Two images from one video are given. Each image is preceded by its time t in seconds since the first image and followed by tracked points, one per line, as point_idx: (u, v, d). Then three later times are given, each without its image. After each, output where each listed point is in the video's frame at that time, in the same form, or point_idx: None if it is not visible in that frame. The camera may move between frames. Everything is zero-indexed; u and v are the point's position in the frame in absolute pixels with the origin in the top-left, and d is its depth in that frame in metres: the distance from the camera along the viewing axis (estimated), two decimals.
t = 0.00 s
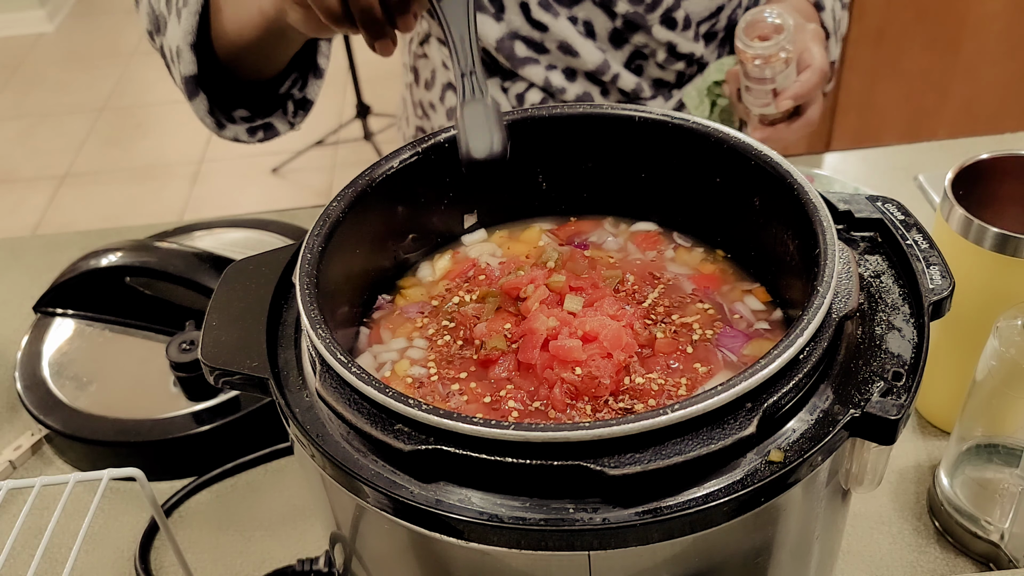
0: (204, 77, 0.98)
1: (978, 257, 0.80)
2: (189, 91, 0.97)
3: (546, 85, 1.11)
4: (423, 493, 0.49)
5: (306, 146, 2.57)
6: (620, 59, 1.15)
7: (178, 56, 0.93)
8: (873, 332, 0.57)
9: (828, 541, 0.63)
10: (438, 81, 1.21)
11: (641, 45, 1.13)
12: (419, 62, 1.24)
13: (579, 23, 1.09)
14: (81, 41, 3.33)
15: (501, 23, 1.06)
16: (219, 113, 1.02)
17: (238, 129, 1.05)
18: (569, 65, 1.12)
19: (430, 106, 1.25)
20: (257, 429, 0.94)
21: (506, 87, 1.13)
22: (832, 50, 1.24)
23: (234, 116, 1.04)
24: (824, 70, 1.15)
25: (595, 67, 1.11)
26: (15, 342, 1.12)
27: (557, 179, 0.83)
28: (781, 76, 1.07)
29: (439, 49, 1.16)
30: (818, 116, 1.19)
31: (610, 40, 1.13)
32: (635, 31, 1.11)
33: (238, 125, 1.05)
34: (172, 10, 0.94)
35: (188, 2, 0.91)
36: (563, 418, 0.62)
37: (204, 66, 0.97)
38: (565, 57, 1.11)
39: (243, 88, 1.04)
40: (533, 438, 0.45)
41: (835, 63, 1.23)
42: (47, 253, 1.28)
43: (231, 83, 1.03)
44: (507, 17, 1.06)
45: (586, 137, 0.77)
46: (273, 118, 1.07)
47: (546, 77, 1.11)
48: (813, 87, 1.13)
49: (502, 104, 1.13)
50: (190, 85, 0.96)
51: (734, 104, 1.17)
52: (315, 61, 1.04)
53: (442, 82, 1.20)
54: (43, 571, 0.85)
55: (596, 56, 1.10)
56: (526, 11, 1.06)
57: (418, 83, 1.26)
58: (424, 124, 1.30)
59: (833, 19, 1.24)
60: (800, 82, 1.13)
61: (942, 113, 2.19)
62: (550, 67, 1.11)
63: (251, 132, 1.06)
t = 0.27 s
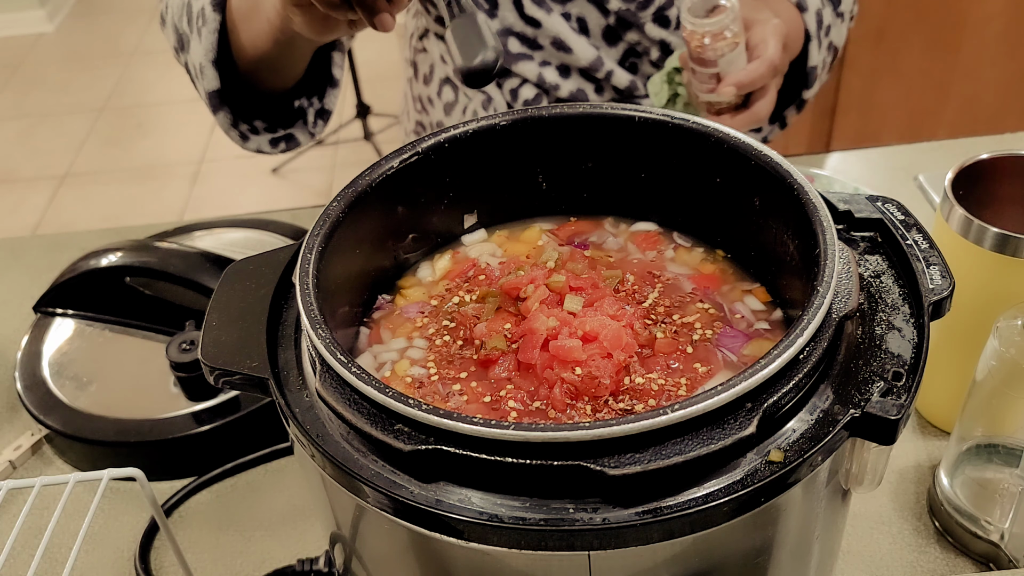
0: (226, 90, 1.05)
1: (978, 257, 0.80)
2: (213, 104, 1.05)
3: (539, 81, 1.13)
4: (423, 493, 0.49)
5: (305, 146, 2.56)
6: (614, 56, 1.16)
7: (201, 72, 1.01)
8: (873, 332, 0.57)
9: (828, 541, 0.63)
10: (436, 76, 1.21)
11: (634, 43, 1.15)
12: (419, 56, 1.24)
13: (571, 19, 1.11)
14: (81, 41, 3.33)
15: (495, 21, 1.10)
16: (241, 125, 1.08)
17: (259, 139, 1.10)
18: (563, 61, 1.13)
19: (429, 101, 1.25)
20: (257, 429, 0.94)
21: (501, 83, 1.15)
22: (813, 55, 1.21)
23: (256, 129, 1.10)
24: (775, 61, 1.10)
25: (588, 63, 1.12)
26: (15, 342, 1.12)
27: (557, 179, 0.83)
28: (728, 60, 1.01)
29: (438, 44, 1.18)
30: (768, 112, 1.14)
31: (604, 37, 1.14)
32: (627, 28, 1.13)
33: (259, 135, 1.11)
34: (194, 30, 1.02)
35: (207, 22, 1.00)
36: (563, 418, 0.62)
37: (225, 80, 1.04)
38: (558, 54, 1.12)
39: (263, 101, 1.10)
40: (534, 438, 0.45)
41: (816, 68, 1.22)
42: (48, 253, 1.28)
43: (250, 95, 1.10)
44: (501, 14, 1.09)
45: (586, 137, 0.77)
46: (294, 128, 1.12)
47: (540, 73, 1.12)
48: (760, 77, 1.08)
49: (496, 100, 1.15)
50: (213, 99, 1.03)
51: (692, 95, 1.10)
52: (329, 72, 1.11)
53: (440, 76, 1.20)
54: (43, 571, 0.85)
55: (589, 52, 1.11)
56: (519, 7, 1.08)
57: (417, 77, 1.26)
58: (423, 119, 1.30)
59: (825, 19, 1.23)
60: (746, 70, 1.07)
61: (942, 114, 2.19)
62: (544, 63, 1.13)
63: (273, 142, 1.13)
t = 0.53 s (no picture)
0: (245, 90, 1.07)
1: (978, 258, 0.80)
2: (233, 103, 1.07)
3: (538, 78, 1.13)
4: (423, 493, 0.49)
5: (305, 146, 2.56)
6: (613, 54, 1.16)
7: (219, 74, 1.02)
8: (873, 332, 0.57)
9: (829, 541, 0.62)
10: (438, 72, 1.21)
11: (634, 40, 1.15)
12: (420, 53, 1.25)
13: (569, 15, 1.10)
14: (81, 41, 3.33)
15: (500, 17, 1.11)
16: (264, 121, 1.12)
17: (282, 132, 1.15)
18: (562, 58, 1.13)
19: (429, 97, 1.25)
20: (256, 429, 0.94)
21: (500, 79, 1.15)
22: (807, 58, 1.21)
23: (277, 124, 1.14)
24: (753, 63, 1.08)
25: (587, 59, 1.12)
26: (15, 342, 1.12)
27: (557, 178, 0.83)
28: (704, 58, 1.01)
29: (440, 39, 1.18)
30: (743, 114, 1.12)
31: (602, 34, 1.14)
32: (626, 25, 1.13)
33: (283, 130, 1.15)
34: (207, 32, 1.03)
35: (220, 23, 1.00)
36: (563, 418, 0.62)
37: (242, 80, 1.06)
38: (557, 50, 1.12)
39: (278, 97, 1.12)
40: (534, 438, 0.45)
41: (809, 72, 1.22)
42: (48, 253, 1.28)
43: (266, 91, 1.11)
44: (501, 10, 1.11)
45: (585, 137, 0.77)
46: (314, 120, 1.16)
47: (539, 70, 1.12)
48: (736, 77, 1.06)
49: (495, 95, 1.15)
50: (233, 99, 1.05)
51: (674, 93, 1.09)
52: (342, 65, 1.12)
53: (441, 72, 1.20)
54: (43, 571, 0.85)
55: (588, 49, 1.11)
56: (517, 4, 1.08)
57: (419, 73, 1.27)
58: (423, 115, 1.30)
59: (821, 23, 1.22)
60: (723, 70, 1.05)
61: (942, 114, 2.19)
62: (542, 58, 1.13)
63: (296, 135, 1.17)
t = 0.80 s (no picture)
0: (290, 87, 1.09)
1: (978, 258, 0.80)
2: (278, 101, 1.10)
3: (542, 77, 1.12)
4: (423, 493, 0.49)
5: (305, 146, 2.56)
6: (617, 51, 1.16)
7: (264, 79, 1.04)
8: (873, 332, 0.57)
9: (829, 541, 0.62)
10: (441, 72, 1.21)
11: (638, 38, 1.15)
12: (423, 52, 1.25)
13: (574, 14, 1.11)
14: (81, 41, 3.33)
15: (498, 17, 1.09)
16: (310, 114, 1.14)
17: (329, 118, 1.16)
18: (566, 56, 1.13)
19: (433, 96, 1.25)
20: (257, 429, 0.94)
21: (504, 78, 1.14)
22: (816, 61, 1.22)
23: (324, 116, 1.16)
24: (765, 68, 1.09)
25: (592, 57, 1.12)
26: (15, 342, 1.12)
27: (557, 178, 0.83)
28: (720, 60, 1.01)
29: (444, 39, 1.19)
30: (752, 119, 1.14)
31: (608, 32, 1.15)
32: (631, 23, 1.13)
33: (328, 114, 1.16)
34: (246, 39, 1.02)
35: (257, 31, 0.99)
36: (563, 418, 0.62)
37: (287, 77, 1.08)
38: (563, 49, 1.12)
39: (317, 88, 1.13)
40: (534, 438, 0.45)
41: (818, 75, 1.23)
42: (48, 253, 1.28)
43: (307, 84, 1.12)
44: (505, 10, 1.08)
45: (586, 137, 0.77)
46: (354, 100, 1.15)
47: (543, 69, 1.11)
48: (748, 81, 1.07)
49: (500, 94, 1.14)
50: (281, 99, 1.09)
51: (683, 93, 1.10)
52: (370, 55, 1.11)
53: (445, 72, 1.20)
54: (43, 571, 0.85)
55: (593, 46, 1.11)
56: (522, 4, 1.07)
57: (422, 72, 1.27)
58: (427, 113, 1.29)
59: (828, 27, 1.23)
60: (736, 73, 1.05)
61: (942, 114, 2.19)
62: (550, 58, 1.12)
63: (342, 120, 1.18)
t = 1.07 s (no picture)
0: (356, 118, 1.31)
1: (978, 258, 0.80)
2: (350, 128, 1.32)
3: (542, 84, 1.15)
4: (423, 493, 0.49)
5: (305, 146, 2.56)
6: (617, 57, 1.17)
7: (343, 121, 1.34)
8: (873, 332, 0.57)
9: (829, 541, 0.63)
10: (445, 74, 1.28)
11: (639, 43, 1.15)
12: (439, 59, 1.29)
13: (574, 21, 1.12)
14: (80, 41, 3.33)
15: (495, 30, 1.13)
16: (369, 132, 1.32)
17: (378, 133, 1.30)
18: (566, 64, 1.15)
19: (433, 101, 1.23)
20: (257, 429, 0.94)
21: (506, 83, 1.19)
22: (829, 71, 1.23)
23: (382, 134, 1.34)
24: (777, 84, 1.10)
25: (592, 64, 1.13)
26: (15, 342, 1.12)
27: (557, 179, 0.83)
28: (733, 74, 1.01)
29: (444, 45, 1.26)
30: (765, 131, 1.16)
31: (607, 38, 1.16)
32: (631, 29, 1.14)
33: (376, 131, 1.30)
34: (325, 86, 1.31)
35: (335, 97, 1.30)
36: (563, 418, 0.62)
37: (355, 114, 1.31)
38: (562, 57, 1.14)
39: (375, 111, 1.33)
40: (533, 438, 0.46)
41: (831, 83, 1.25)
42: (48, 253, 1.28)
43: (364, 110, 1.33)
44: (502, 22, 1.12)
45: (586, 137, 0.77)
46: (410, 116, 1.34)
47: (542, 77, 1.15)
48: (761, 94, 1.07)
49: (502, 98, 1.19)
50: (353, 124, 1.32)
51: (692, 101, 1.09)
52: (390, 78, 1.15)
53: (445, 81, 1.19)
54: (43, 571, 0.85)
55: (592, 53, 1.12)
56: (520, 14, 1.10)
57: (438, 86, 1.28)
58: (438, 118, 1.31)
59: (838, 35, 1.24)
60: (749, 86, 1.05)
61: (942, 113, 2.19)
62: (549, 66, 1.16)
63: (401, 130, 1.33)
